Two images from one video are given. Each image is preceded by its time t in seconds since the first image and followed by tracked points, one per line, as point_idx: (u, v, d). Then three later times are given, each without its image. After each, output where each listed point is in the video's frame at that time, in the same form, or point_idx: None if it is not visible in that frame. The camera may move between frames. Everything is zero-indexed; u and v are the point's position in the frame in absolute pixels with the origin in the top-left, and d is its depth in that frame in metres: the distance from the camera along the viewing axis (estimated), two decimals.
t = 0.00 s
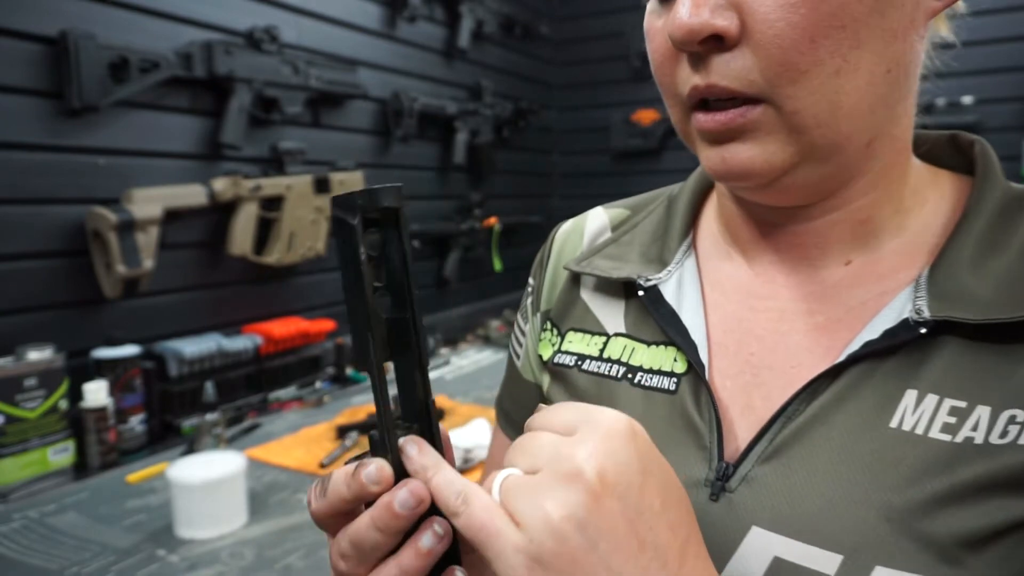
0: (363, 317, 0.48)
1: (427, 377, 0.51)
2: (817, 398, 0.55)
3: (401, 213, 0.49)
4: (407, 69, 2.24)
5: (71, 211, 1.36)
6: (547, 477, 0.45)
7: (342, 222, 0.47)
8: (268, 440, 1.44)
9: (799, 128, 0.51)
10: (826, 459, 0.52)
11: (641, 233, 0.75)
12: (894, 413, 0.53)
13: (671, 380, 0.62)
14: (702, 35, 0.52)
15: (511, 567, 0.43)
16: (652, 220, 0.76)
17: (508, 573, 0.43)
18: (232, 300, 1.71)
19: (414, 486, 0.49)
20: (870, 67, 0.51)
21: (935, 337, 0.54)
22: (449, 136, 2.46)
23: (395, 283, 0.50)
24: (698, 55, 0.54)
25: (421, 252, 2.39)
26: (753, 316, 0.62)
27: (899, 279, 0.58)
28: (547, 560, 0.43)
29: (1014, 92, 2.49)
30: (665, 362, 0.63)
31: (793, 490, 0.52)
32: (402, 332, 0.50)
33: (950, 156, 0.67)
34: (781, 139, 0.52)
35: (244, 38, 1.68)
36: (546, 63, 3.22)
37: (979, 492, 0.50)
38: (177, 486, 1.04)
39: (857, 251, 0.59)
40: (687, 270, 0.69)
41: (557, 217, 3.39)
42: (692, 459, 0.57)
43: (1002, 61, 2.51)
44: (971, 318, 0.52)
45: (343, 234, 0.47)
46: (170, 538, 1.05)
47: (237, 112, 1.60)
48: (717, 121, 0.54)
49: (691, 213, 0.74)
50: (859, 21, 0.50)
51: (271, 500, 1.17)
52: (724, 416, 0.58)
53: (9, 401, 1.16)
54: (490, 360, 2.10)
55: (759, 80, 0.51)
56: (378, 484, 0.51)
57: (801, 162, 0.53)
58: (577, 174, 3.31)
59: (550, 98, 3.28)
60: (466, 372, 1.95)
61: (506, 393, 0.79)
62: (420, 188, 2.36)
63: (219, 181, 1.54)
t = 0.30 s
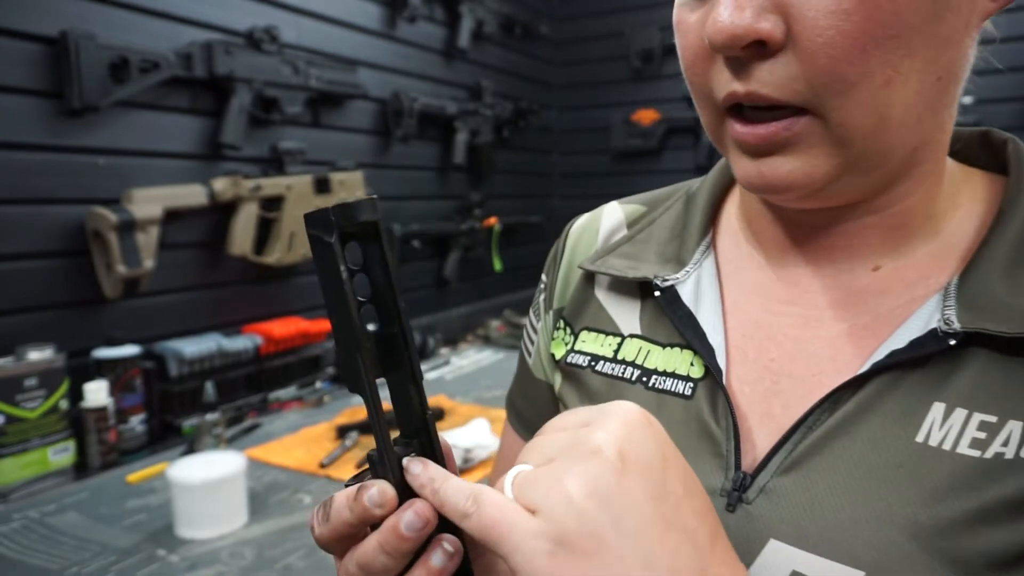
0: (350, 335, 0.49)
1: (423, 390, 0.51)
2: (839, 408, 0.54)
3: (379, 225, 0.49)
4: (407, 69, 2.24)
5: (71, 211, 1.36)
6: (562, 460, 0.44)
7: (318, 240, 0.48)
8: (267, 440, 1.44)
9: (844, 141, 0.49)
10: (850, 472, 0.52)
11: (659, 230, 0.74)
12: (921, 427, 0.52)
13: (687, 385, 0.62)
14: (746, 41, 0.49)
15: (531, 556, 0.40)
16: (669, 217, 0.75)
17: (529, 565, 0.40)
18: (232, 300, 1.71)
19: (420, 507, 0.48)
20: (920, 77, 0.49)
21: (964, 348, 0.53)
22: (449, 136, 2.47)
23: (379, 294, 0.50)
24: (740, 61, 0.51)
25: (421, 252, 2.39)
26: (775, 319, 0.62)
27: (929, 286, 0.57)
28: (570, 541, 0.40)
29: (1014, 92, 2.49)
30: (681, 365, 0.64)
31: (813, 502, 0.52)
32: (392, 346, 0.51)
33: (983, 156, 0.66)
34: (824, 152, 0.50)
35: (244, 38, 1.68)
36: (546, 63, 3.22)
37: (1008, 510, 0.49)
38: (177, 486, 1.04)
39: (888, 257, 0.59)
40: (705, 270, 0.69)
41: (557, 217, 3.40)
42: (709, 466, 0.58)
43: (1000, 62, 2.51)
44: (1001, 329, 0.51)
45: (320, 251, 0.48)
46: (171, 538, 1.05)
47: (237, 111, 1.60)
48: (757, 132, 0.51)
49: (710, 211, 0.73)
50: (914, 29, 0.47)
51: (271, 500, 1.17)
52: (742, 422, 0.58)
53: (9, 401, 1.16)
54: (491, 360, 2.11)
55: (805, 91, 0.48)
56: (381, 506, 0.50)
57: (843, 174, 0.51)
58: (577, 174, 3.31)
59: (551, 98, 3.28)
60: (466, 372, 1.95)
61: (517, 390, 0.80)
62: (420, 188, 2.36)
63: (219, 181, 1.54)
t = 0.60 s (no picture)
0: (359, 343, 0.49)
1: (433, 399, 0.52)
2: (861, 414, 0.54)
3: (390, 232, 0.49)
4: (407, 69, 2.24)
5: (71, 211, 1.36)
6: (580, 428, 0.44)
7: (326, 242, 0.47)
8: (267, 440, 1.44)
9: (880, 150, 0.48)
10: (871, 479, 0.52)
11: (676, 228, 0.74)
12: (946, 436, 0.52)
13: (703, 388, 0.62)
14: (786, 47, 0.48)
15: (549, 520, 0.40)
16: (685, 217, 0.75)
17: (546, 529, 0.40)
18: (232, 300, 1.71)
19: (429, 526, 0.50)
20: (963, 85, 0.48)
21: (990, 355, 0.53)
22: (449, 137, 2.46)
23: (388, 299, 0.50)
24: (778, 66, 0.50)
25: (421, 253, 2.39)
26: (794, 322, 0.61)
27: (954, 291, 0.57)
28: (588, 498, 0.40)
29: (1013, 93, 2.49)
30: (697, 367, 0.64)
31: (833, 510, 0.52)
32: (402, 353, 0.52)
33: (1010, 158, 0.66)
34: (858, 161, 0.49)
35: (244, 39, 1.68)
36: (547, 63, 3.22)
37: None
38: (177, 486, 1.04)
39: (913, 261, 0.58)
40: (722, 270, 0.69)
41: (557, 217, 3.40)
42: (725, 471, 0.58)
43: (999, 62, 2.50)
44: None
45: (326, 254, 0.48)
46: (171, 538, 1.05)
47: (237, 111, 1.60)
48: (790, 140, 0.50)
49: (728, 210, 0.73)
50: (962, 38, 0.46)
51: (271, 500, 1.17)
52: (760, 426, 0.58)
53: (9, 401, 1.17)
54: (490, 360, 2.11)
55: (843, 98, 0.47)
56: (389, 524, 0.51)
57: (875, 182, 0.51)
58: (577, 175, 3.31)
59: (551, 98, 3.28)
60: (466, 372, 1.95)
61: (528, 389, 0.80)
62: (420, 188, 2.36)
63: (219, 181, 1.55)
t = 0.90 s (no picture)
0: (357, 345, 0.49)
1: (435, 403, 0.51)
2: (870, 417, 0.54)
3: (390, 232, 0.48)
4: (407, 69, 2.24)
5: (71, 211, 1.36)
6: (576, 445, 0.43)
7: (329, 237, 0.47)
8: (267, 440, 1.44)
9: (892, 148, 0.48)
10: (879, 483, 0.52)
11: (684, 229, 0.74)
12: (957, 440, 0.52)
13: (710, 389, 0.62)
14: (798, 42, 0.48)
15: (544, 542, 0.39)
16: (693, 217, 0.75)
17: (542, 552, 0.39)
18: (232, 300, 1.71)
19: (428, 530, 0.50)
20: (978, 82, 0.48)
21: (1002, 358, 0.53)
22: (449, 136, 2.46)
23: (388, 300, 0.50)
24: (789, 61, 0.50)
25: (421, 252, 2.39)
26: (803, 323, 0.62)
27: (966, 292, 0.57)
28: (586, 516, 0.39)
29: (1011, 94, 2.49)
30: (703, 368, 0.64)
31: (842, 513, 0.53)
32: (405, 356, 0.51)
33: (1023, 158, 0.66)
34: (870, 159, 0.49)
35: (244, 39, 1.68)
36: (547, 64, 3.22)
37: None
38: (177, 486, 1.04)
39: (924, 262, 0.57)
40: (730, 270, 0.69)
41: (557, 217, 3.40)
42: (732, 474, 0.58)
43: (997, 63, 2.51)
44: None
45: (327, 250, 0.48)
46: (170, 538, 1.05)
47: (238, 111, 1.60)
48: (801, 134, 0.50)
49: (736, 210, 0.73)
50: (977, 33, 0.46)
51: (271, 500, 1.18)
52: (768, 428, 0.59)
53: (9, 401, 1.17)
54: (490, 360, 2.11)
55: (856, 94, 0.47)
56: (390, 527, 0.51)
57: (887, 180, 0.51)
58: (577, 175, 3.31)
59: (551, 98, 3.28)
60: (466, 372, 1.95)
61: (534, 388, 0.81)
62: (421, 188, 2.36)
63: (219, 181, 1.55)
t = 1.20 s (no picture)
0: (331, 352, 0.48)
1: (415, 405, 0.50)
2: (870, 416, 0.54)
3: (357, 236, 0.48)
4: (407, 69, 2.24)
5: (71, 211, 1.36)
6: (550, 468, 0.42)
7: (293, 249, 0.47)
8: (267, 440, 1.44)
9: (890, 146, 0.48)
10: (877, 483, 0.52)
11: (685, 229, 0.74)
12: (956, 439, 0.52)
13: (711, 389, 0.62)
14: (801, 40, 0.48)
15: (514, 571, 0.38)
16: (694, 217, 0.75)
17: None
18: (232, 300, 1.71)
19: (405, 535, 0.48)
20: (977, 82, 0.48)
21: (1002, 357, 0.53)
22: (449, 137, 2.47)
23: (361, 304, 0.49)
24: (790, 58, 0.50)
25: (421, 252, 2.39)
26: (803, 322, 0.62)
27: (966, 292, 0.57)
28: (556, 548, 0.38)
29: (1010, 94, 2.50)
30: (704, 369, 0.64)
31: (840, 513, 0.53)
32: (382, 359, 0.50)
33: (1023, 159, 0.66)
34: (869, 156, 0.49)
35: (245, 39, 1.68)
36: (547, 64, 3.22)
37: None
38: (177, 486, 1.04)
39: (923, 261, 0.58)
40: (731, 270, 0.69)
41: (557, 217, 3.40)
42: (732, 473, 0.58)
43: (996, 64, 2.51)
44: None
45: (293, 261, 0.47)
46: (170, 538, 1.05)
47: (238, 111, 1.60)
48: (800, 129, 0.50)
49: (737, 210, 0.73)
50: (979, 33, 0.46)
51: (271, 500, 1.18)
52: (768, 428, 0.59)
53: (9, 401, 1.17)
54: (491, 360, 2.11)
55: (857, 92, 0.47)
56: (370, 529, 0.50)
57: (884, 178, 0.51)
58: (577, 174, 3.31)
59: (551, 98, 3.28)
60: (466, 372, 1.95)
61: (535, 389, 0.81)
62: (421, 188, 2.36)
63: (219, 181, 1.55)
